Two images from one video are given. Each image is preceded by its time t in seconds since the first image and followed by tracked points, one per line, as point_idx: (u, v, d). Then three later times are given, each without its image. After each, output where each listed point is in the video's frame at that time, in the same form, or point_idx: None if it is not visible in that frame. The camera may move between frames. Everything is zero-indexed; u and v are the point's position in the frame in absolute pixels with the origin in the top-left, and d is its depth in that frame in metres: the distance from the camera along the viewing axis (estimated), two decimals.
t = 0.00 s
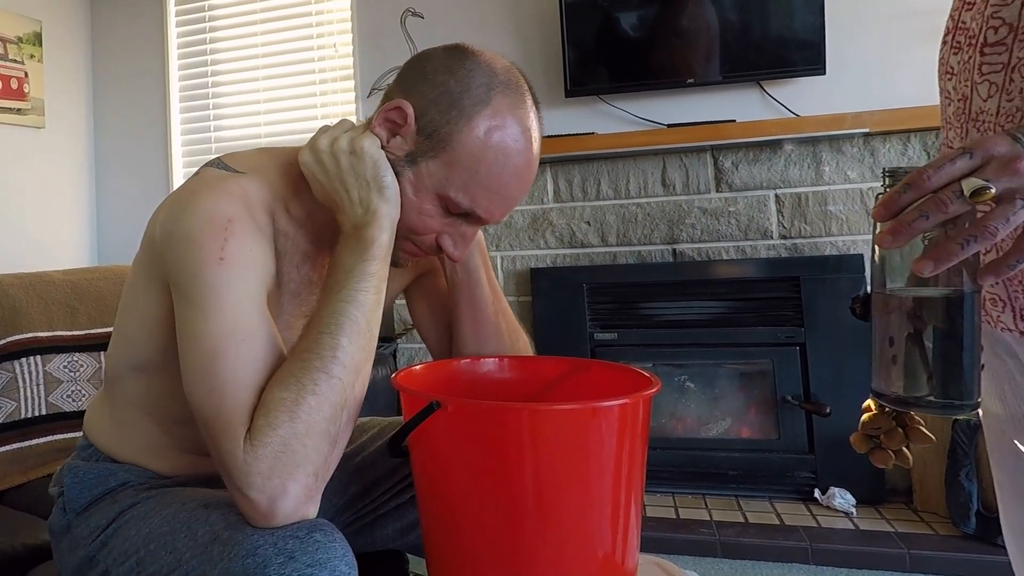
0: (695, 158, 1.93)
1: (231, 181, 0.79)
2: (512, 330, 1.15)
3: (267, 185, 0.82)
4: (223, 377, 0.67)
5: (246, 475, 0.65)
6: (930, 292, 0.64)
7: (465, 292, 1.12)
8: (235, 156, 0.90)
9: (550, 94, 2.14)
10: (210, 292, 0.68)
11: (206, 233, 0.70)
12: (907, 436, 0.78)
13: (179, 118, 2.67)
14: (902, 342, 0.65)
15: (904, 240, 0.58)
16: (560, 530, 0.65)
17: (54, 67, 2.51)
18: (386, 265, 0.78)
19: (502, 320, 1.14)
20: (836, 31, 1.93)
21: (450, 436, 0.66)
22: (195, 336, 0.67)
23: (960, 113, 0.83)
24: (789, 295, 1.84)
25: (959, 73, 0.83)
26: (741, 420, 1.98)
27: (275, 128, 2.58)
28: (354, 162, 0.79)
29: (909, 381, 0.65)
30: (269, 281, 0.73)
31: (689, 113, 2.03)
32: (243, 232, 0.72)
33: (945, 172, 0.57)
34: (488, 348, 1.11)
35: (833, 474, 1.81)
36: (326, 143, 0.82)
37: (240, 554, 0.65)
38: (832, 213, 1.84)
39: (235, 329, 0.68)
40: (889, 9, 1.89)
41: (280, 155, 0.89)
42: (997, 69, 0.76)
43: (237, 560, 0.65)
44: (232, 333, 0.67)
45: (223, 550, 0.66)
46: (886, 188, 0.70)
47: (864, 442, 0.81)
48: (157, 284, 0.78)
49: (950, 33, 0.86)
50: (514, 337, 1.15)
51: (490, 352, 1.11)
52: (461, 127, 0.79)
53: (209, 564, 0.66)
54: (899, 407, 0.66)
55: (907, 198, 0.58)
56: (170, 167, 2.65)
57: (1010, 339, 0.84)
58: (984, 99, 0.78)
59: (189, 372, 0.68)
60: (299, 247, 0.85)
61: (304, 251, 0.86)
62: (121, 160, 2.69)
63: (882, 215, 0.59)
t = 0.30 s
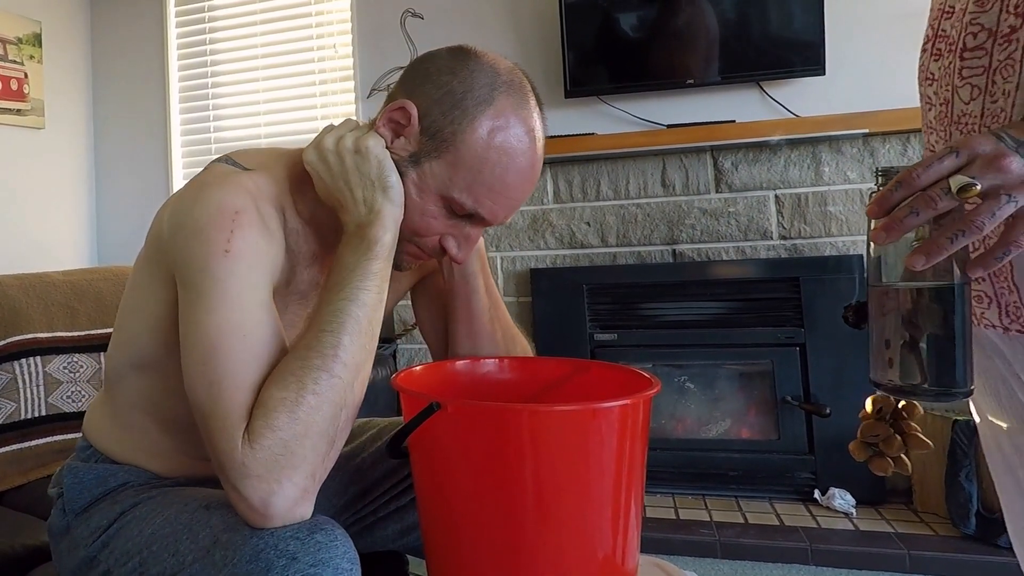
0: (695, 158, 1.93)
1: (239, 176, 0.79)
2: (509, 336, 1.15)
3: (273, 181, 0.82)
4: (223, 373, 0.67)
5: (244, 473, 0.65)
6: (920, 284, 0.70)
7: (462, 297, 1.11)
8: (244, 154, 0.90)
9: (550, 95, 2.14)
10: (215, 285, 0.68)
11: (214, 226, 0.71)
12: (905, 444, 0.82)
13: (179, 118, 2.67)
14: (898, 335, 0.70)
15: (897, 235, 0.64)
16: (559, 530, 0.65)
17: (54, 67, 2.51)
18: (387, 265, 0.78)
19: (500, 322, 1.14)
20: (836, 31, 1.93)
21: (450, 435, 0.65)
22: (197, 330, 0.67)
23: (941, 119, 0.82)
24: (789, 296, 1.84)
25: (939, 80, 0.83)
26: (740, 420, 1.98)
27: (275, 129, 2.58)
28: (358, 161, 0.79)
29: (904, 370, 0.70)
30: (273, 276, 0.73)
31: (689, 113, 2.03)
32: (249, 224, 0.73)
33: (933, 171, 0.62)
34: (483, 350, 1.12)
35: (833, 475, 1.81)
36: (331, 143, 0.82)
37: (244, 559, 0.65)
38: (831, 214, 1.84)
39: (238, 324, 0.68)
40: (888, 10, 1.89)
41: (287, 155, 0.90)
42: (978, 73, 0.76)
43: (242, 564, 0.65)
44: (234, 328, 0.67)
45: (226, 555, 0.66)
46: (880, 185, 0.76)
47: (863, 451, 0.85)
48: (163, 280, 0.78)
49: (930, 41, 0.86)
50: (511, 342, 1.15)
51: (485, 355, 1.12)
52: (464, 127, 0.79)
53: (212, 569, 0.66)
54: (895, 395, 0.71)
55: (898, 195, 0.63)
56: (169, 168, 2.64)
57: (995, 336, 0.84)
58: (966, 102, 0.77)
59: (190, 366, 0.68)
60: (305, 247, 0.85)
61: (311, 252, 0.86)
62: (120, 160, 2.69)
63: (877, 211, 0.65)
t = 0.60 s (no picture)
0: (695, 158, 1.93)
1: (234, 174, 0.80)
2: (506, 337, 1.16)
3: (268, 181, 0.82)
4: (212, 374, 0.67)
5: (231, 475, 0.65)
6: (920, 281, 0.71)
7: (460, 300, 1.11)
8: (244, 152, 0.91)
9: (550, 95, 2.14)
10: (207, 284, 0.68)
11: (207, 225, 0.71)
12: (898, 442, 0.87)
13: (179, 119, 2.67)
14: (906, 328, 0.71)
15: (903, 234, 0.65)
16: (559, 530, 0.65)
17: (54, 69, 2.51)
18: (380, 266, 0.78)
19: (497, 320, 1.14)
20: (836, 30, 1.93)
21: (449, 436, 0.66)
22: (188, 330, 0.67)
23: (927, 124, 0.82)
24: (789, 295, 1.84)
25: (925, 86, 0.82)
26: (741, 420, 1.98)
27: (275, 129, 2.58)
28: (353, 161, 0.80)
29: (912, 363, 0.71)
30: (266, 277, 0.73)
31: (689, 113, 2.03)
32: (243, 223, 0.73)
33: (937, 172, 0.62)
34: (481, 349, 1.12)
35: (833, 474, 1.81)
36: (326, 141, 0.82)
37: (230, 559, 0.65)
38: (831, 213, 1.84)
39: (228, 325, 0.68)
40: (887, 9, 1.89)
41: (285, 154, 0.90)
42: (969, 77, 0.76)
43: (229, 565, 0.65)
44: (223, 328, 0.67)
45: (213, 556, 0.66)
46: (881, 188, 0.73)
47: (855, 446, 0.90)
48: (156, 279, 0.78)
49: (912, 49, 0.86)
50: (508, 343, 1.16)
51: (483, 353, 1.12)
52: (459, 129, 0.79)
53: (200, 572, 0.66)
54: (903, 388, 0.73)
55: (903, 196, 0.64)
56: (170, 169, 2.64)
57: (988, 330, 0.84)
58: (956, 105, 0.77)
59: (180, 365, 0.68)
60: (302, 249, 0.85)
61: (307, 253, 0.86)
62: (120, 161, 2.69)
63: (882, 212, 0.66)
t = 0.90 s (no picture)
0: (695, 158, 1.93)
1: (240, 173, 0.79)
2: (508, 338, 1.15)
3: (274, 181, 0.82)
4: (216, 376, 0.67)
5: (234, 478, 0.65)
6: (940, 276, 0.70)
7: (461, 300, 1.11)
8: (249, 151, 0.91)
9: (550, 95, 2.14)
10: (213, 285, 0.68)
11: (213, 226, 0.71)
12: (899, 445, 0.82)
13: (179, 119, 2.67)
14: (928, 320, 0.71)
15: (925, 230, 0.64)
16: (560, 531, 0.65)
17: (54, 69, 2.51)
18: (383, 270, 0.78)
19: (499, 321, 1.14)
20: (836, 30, 1.93)
21: (450, 437, 0.66)
22: (192, 331, 0.67)
23: (934, 131, 0.81)
24: (789, 295, 1.84)
25: (931, 93, 0.82)
26: (741, 420, 1.98)
27: (275, 130, 2.58)
28: (356, 165, 0.79)
29: (929, 358, 0.71)
30: (272, 278, 0.73)
31: (689, 113, 2.03)
32: (249, 224, 0.73)
33: (959, 168, 0.62)
34: (482, 349, 1.12)
35: (833, 474, 1.81)
36: (328, 143, 0.81)
37: (231, 562, 0.65)
38: (831, 213, 1.84)
39: (233, 326, 0.68)
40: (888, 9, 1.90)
41: (289, 154, 0.90)
42: (981, 83, 0.76)
43: (230, 567, 0.65)
44: (230, 330, 0.67)
45: (213, 559, 0.66)
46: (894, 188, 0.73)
47: (858, 455, 0.84)
48: (161, 279, 0.78)
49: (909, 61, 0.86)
50: (510, 345, 1.16)
51: (484, 353, 1.12)
52: (462, 135, 0.79)
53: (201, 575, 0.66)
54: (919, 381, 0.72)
55: (926, 193, 0.64)
56: (170, 169, 2.64)
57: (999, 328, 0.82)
58: (967, 111, 0.77)
59: (184, 368, 0.68)
60: (306, 251, 0.85)
61: (311, 254, 0.86)
62: (120, 161, 2.69)
63: (901, 209, 0.65)
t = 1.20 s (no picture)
0: (695, 157, 1.93)
1: (249, 173, 0.80)
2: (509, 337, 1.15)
3: (282, 181, 0.82)
4: (227, 375, 0.67)
5: (245, 477, 0.65)
6: (963, 269, 0.62)
7: (461, 300, 1.11)
8: (255, 151, 0.90)
9: (550, 94, 2.14)
10: (224, 284, 0.68)
11: (225, 225, 0.71)
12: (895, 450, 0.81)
13: (179, 119, 2.67)
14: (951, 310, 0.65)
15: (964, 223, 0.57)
16: (560, 530, 0.65)
17: (53, 70, 2.51)
18: (390, 269, 0.78)
19: (499, 321, 1.14)
20: (835, 29, 1.93)
21: (450, 437, 0.66)
22: (202, 330, 0.67)
23: (964, 144, 0.67)
24: (789, 294, 1.84)
25: (956, 102, 0.68)
26: (741, 419, 1.98)
27: (275, 130, 2.58)
28: (362, 164, 0.79)
29: (959, 349, 0.64)
30: (283, 278, 0.73)
31: (688, 112, 2.03)
32: (260, 224, 0.73)
33: (999, 159, 0.55)
34: (481, 350, 1.12)
35: (833, 473, 1.81)
36: (334, 143, 0.81)
37: (244, 559, 0.65)
38: (831, 212, 1.84)
39: (244, 325, 0.68)
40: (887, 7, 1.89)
41: (295, 155, 0.90)
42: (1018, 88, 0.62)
43: (242, 565, 0.64)
44: (241, 329, 0.67)
45: (225, 557, 0.66)
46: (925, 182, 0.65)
47: (854, 459, 0.83)
48: (170, 279, 0.78)
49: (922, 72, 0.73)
50: (509, 345, 1.16)
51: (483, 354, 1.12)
52: (466, 135, 0.79)
53: (213, 572, 0.65)
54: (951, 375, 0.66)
55: (963, 184, 0.57)
56: (169, 169, 2.64)
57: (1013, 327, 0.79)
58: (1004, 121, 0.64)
59: (195, 367, 0.68)
60: (314, 251, 0.85)
61: (320, 254, 0.86)
62: (119, 162, 2.69)
63: (937, 202, 0.59)
